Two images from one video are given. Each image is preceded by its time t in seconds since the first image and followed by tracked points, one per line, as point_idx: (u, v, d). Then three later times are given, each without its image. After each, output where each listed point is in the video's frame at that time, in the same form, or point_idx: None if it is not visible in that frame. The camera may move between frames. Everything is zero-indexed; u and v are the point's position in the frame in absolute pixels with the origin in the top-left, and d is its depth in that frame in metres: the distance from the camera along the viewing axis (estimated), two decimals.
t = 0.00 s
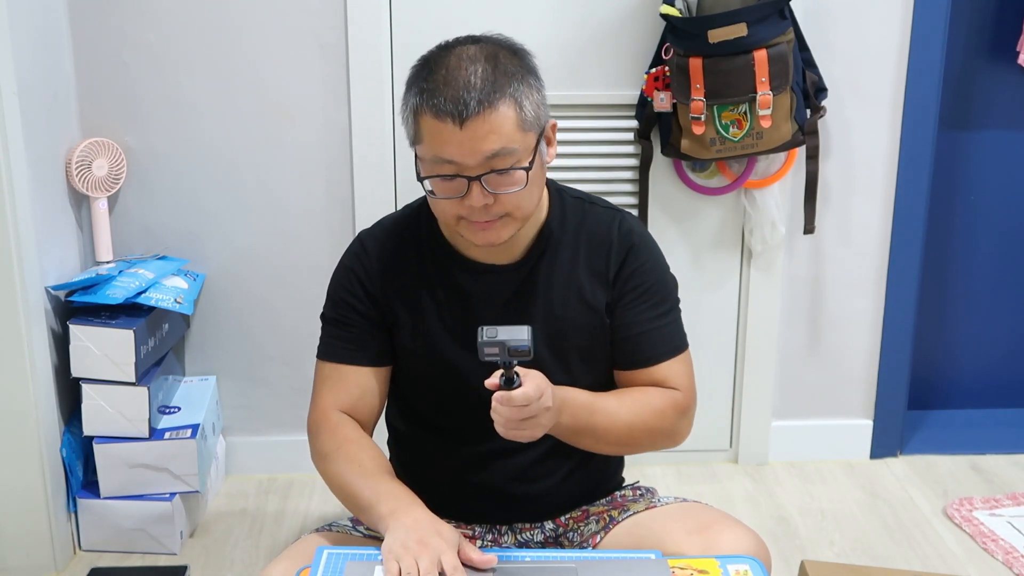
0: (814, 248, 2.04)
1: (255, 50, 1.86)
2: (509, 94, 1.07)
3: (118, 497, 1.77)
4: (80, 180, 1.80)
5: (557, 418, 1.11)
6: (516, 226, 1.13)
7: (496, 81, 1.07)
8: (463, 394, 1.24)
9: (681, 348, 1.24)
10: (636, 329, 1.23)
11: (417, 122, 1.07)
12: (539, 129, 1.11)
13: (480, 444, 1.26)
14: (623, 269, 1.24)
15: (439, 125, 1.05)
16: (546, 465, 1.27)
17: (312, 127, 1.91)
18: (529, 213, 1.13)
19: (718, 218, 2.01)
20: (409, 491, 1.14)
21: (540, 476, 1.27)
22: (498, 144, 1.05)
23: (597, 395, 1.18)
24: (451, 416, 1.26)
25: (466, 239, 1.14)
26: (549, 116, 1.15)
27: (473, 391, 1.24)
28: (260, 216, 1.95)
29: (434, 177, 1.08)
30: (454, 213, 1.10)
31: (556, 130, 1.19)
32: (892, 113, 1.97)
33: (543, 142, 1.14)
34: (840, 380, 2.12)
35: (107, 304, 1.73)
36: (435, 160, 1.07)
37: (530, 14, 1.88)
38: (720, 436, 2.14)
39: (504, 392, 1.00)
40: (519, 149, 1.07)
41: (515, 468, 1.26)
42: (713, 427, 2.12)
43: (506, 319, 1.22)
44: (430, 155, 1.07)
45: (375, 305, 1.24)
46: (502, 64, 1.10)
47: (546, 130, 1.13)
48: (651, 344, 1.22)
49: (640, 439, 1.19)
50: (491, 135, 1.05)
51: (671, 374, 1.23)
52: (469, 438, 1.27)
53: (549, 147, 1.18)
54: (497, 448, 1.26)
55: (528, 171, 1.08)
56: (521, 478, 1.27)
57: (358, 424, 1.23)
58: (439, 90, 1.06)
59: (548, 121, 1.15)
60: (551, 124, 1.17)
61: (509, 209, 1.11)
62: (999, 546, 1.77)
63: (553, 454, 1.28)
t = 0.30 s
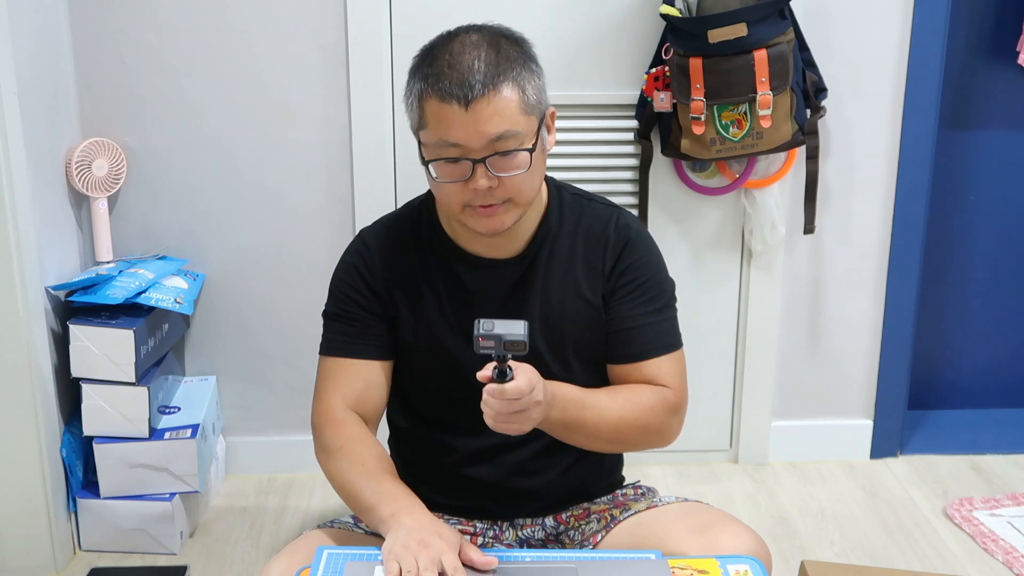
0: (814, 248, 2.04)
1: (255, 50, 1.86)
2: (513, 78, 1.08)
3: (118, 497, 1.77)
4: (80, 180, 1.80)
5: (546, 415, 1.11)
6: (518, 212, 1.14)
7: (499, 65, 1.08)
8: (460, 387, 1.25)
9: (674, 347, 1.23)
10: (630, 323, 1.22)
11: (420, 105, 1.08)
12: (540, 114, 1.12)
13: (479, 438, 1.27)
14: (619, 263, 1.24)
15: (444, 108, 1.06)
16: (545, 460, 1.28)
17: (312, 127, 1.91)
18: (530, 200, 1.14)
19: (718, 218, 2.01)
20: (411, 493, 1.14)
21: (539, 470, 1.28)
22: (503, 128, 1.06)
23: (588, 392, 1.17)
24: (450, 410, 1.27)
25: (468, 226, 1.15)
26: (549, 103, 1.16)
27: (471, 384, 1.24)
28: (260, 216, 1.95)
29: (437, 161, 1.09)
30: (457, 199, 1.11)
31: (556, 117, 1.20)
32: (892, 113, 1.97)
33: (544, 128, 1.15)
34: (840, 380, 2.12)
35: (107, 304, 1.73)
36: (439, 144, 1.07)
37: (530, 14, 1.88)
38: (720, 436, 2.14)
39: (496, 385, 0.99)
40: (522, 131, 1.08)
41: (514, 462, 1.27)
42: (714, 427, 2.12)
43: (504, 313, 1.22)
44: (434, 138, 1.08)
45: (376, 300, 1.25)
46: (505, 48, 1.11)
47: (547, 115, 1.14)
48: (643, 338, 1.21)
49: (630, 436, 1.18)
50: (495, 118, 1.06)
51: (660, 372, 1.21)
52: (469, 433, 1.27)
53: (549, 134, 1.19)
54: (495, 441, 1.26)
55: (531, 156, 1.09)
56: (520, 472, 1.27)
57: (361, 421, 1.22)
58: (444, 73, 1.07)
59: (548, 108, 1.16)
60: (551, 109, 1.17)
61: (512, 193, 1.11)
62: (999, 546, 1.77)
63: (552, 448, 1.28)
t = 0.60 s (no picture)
0: (815, 248, 2.04)
1: (254, 50, 1.86)
2: (512, 47, 1.16)
3: (118, 498, 1.77)
4: (80, 180, 1.80)
5: (528, 374, 1.10)
6: (518, 185, 1.19)
7: (499, 35, 1.16)
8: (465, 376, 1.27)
9: (664, 332, 1.24)
10: (623, 305, 1.24)
11: (425, 74, 1.16)
12: (539, 87, 1.19)
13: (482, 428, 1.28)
14: (615, 246, 1.27)
15: (446, 73, 1.13)
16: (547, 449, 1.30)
17: (312, 127, 1.91)
18: (530, 173, 1.20)
19: (718, 218, 2.01)
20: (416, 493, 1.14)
21: (540, 460, 1.30)
22: (501, 93, 1.13)
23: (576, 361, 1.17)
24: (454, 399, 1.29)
25: (470, 200, 1.20)
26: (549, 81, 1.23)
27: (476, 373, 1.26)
28: (260, 216, 1.95)
29: (440, 126, 1.16)
30: (460, 166, 1.16)
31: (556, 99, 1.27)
32: (892, 112, 1.97)
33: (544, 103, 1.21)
34: (840, 380, 2.12)
35: (107, 304, 1.73)
36: (443, 108, 1.15)
37: (530, 14, 1.88)
38: (720, 436, 2.14)
39: (479, 332, 1.00)
40: (519, 98, 1.15)
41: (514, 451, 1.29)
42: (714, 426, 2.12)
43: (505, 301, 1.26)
44: (438, 104, 1.15)
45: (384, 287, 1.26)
46: (505, 22, 1.19)
47: (547, 91, 1.21)
48: (636, 318, 1.23)
49: (614, 411, 1.18)
50: (494, 84, 1.13)
51: (648, 352, 1.22)
52: (473, 420, 1.28)
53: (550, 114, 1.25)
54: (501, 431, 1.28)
55: (529, 123, 1.16)
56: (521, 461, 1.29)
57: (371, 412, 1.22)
58: (447, 41, 1.15)
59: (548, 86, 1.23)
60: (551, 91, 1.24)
61: (511, 163, 1.17)
62: (999, 546, 1.77)
63: (554, 440, 1.30)
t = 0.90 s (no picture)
0: (815, 248, 2.04)
1: (254, 50, 1.86)
2: (508, 35, 1.21)
3: (118, 498, 1.77)
4: (80, 180, 1.80)
5: (529, 349, 1.12)
6: (517, 168, 1.23)
7: (496, 24, 1.21)
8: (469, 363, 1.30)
9: (663, 313, 1.26)
10: (621, 287, 1.27)
11: (426, 62, 1.21)
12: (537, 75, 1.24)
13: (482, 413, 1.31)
14: (611, 231, 1.30)
15: (445, 59, 1.18)
16: (546, 433, 1.33)
17: (312, 127, 1.91)
18: (528, 158, 1.23)
19: (718, 219, 2.01)
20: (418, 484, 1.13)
21: (540, 444, 1.33)
22: (498, 77, 1.18)
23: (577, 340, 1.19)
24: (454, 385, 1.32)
25: (471, 184, 1.23)
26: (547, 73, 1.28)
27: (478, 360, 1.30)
28: (260, 216, 1.95)
29: (440, 112, 1.20)
30: (459, 149, 1.20)
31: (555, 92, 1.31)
32: (892, 112, 1.97)
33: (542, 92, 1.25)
34: (840, 380, 2.12)
35: (107, 304, 1.73)
36: (443, 92, 1.19)
37: (530, 14, 1.88)
38: (720, 436, 2.14)
39: (478, 304, 1.03)
40: (516, 82, 1.19)
41: (515, 435, 1.33)
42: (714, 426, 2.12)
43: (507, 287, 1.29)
44: (438, 88, 1.20)
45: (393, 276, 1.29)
46: (504, 14, 1.24)
47: (545, 80, 1.25)
48: (633, 299, 1.26)
49: (613, 388, 1.20)
50: (491, 69, 1.18)
51: (646, 333, 1.24)
52: (476, 404, 1.32)
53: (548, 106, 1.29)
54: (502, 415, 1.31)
55: (525, 107, 1.20)
56: (520, 445, 1.33)
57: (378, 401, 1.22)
58: (446, 30, 1.20)
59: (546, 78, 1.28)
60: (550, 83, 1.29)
61: (509, 146, 1.21)
62: (999, 546, 1.77)
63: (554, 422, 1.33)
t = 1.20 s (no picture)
0: (814, 248, 2.04)
1: (254, 50, 1.86)
2: (509, 35, 1.24)
3: (118, 497, 1.77)
4: (80, 180, 1.80)
5: (546, 348, 1.12)
6: (521, 166, 1.25)
7: (496, 25, 1.24)
8: (477, 362, 1.32)
9: (670, 314, 1.28)
10: (630, 288, 1.29)
11: (429, 64, 1.24)
12: (539, 73, 1.26)
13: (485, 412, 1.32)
14: (620, 233, 1.33)
15: (447, 60, 1.21)
16: (547, 432, 1.35)
17: (312, 127, 1.91)
18: (532, 156, 1.25)
19: (718, 219, 2.01)
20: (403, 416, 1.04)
21: (541, 439, 1.34)
22: (500, 77, 1.20)
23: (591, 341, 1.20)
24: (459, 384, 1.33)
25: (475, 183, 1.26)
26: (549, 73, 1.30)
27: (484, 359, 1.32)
28: (260, 216, 1.95)
29: (444, 112, 1.23)
30: (464, 149, 1.23)
31: (559, 92, 1.33)
32: (892, 112, 1.97)
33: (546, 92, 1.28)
34: (840, 380, 2.12)
35: (107, 304, 1.73)
36: (447, 93, 1.22)
37: (531, 15, 1.88)
38: (720, 436, 2.14)
39: (496, 302, 1.03)
40: (518, 80, 1.22)
41: (516, 433, 1.34)
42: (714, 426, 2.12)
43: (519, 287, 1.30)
44: (442, 89, 1.22)
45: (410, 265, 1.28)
46: (504, 16, 1.27)
47: (548, 80, 1.27)
48: (642, 300, 1.28)
49: (624, 388, 1.20)
50: (493, 68, 1.20)
51: (655, 334, 1.26)
52: (480, 401, 1.33)
53: (552, 107, 1.32)
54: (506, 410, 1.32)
55: (528, 105, 1.22)
56: (521, 442, 1.34)
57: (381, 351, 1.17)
58: (447, 32, 1.23)
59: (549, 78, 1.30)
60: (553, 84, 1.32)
61: (512, 144, 1.23)
62: (999, 546, 1.77)
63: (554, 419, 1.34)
